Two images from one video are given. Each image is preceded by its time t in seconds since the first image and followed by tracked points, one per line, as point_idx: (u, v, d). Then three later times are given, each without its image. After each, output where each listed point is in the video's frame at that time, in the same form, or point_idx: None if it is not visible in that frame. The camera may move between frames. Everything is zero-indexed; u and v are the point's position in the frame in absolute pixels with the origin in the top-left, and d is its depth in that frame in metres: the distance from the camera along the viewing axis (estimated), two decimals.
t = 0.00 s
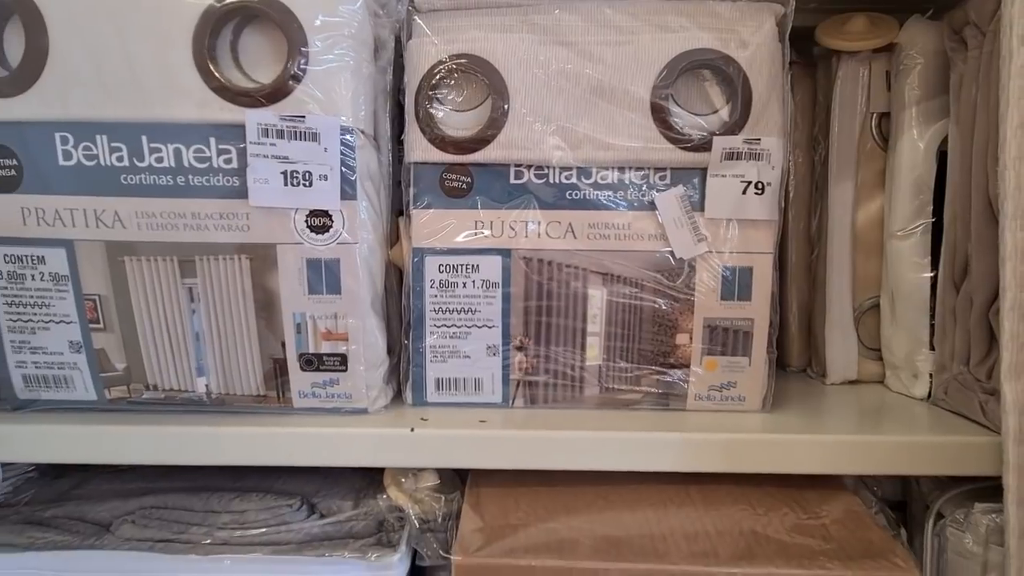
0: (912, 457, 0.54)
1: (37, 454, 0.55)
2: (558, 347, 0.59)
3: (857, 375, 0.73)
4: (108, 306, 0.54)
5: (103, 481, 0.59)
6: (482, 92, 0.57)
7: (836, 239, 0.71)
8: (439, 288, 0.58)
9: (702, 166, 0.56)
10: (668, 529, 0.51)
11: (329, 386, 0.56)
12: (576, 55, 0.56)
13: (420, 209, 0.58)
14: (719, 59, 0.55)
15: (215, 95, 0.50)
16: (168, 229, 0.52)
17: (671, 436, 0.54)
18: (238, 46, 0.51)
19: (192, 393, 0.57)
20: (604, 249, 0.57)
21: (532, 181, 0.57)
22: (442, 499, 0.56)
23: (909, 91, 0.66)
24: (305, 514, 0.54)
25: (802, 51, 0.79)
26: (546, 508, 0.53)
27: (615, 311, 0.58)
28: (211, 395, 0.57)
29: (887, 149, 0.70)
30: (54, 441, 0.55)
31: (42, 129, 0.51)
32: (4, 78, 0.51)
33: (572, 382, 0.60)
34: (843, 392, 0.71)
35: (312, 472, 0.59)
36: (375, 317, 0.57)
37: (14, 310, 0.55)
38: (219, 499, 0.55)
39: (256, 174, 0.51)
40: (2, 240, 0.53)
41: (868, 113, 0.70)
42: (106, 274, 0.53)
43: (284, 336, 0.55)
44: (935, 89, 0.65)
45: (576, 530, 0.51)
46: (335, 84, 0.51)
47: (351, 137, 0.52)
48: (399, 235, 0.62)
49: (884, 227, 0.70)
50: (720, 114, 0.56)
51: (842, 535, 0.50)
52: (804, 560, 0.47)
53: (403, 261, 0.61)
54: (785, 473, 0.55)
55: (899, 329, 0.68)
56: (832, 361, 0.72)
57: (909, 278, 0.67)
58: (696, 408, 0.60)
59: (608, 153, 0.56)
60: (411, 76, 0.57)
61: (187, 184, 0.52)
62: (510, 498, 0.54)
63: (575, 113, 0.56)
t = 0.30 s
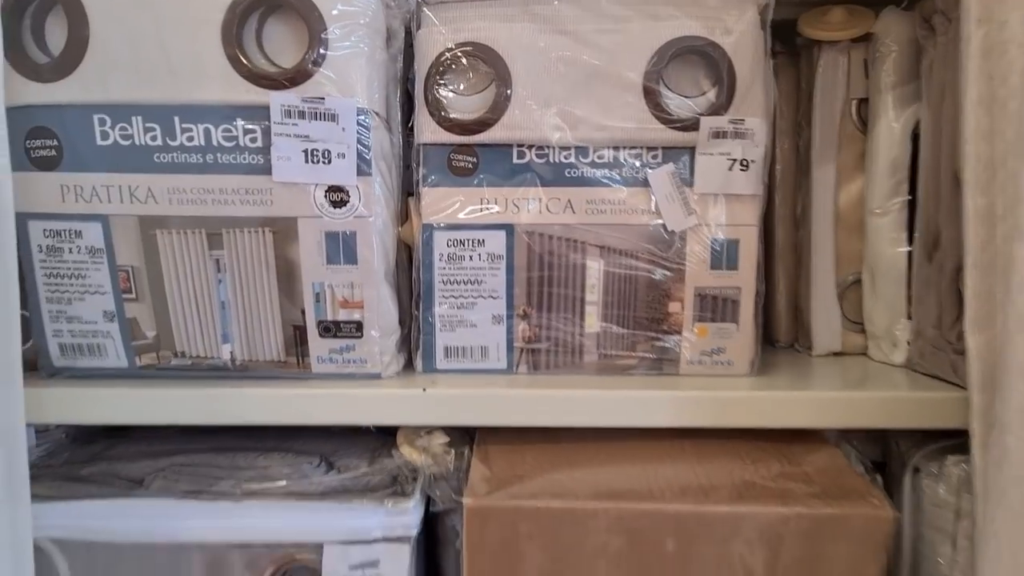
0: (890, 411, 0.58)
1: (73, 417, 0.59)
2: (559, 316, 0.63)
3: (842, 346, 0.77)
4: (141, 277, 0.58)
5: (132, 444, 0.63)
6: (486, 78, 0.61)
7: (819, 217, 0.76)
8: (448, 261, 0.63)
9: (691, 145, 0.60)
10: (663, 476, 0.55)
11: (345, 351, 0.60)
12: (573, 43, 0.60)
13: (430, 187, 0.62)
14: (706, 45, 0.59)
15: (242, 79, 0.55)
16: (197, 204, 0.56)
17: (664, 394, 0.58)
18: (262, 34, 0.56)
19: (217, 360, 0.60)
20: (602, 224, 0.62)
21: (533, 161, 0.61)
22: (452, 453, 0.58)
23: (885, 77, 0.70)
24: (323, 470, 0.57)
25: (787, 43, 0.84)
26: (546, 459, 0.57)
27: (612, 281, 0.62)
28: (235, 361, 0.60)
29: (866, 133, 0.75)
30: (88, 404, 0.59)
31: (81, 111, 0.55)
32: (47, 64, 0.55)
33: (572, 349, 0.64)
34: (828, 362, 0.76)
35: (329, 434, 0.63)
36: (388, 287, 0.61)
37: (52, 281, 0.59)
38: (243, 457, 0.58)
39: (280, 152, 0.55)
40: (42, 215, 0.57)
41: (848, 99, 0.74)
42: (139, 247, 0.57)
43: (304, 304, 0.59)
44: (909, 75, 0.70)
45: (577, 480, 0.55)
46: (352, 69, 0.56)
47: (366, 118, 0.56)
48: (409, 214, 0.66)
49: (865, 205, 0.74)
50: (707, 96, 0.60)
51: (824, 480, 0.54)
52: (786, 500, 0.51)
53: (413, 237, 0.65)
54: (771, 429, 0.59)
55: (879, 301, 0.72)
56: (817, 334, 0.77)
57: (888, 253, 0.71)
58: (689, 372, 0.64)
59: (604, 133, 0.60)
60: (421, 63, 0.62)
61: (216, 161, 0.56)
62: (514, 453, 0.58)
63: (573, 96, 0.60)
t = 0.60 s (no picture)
0: (805, 334, 0.66)
1: (112, 338, 0.69)
2: (533, 258, 0.73)
3: (786, 296, 0.88)
4: (172, 219, 0.68)
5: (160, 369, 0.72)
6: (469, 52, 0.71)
7: (766, 180, 0.86)
8: (437, 211, 0.72)
9: (645, 109, 0.70)
10: (614, 381, 0.63)
11: (348, 286, 0.69)
12: (545, 21, 0.70)
13: (420, 146, 0.72)
14: (657, 23, 0.69)
15: (262, 48, 0.64)
16: (221, 155, 0.66)
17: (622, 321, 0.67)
18: (279, 10, 0.65)
19: (237, 293, 0.70)
20: (570, 177, 0.71)
21: (510, 123, 0.71)
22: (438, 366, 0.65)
23: (820, 55, 0.80)
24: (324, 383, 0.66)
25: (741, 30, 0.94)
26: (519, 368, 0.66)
27: (579, 228, 0.72)
28: (252, 294, 0.70)
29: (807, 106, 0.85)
30: (126, 328, 0.68)
31: (122, 75, 0.65)
32: (94, 34, 0.64)
33: (545, 287, 0.73)
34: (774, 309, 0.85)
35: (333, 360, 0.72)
36: (384, 229, 0.70)
37: (94, 223, 0.68)
38: (258, 374, 0.68)
39: (293, 110, 0.65)
40: (87, 164, 0.66)
41: (790, 77, 0.84)
42: (171, 191, 0.67)
43: (312, 243, 0.68)
44: (840, 54, 0.80)
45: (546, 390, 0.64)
46: (355, 40, 0.65)
47: (366, 81, 0.66)
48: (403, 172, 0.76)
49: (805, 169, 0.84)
50: (659, 67, 0.70)
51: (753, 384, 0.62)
52: (712, 396, 0.59)
53: (406, 192, 0.75)
54: (713, 351, 0.69)
55: (817, 253, 0.82)
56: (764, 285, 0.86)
57: (823, 210, 0.81)
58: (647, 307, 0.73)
59: (571, 98, 0.70)
60: (413, 38, 0.71)
61: (238, 117, 0.65)
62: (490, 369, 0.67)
63: (545, 66, 0.70)
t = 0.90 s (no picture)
0: (764, 247, 0.75)
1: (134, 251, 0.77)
2: (515, 186, 0.80)
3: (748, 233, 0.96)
4: (189, 145, 0.75)
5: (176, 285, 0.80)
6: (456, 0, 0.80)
7: (729, 126, 0.94)
8: (427, 144, 0.80)
9: (615, 51, 0.78)
10: (584, 284, 0.71)
11: (347, 208, 0.77)
12: None
13: (412, 85, 0.80)
14: None
15: None
16: (233, 86, 0.74)
17: (592, 238, 0.75)
18: None
19: (247, 215, 0.77)
20: (546, 113, 0.79)
21: (493, 64, 0.79)
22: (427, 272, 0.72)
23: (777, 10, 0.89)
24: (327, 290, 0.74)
25: None
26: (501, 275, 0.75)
27: (556, 159, 0.80)
28: (261, 215, 0.77)
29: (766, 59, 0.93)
30: (147, 242, 0.76)
31: (145, 13, 0.73)
32: None
33: (525, 213, 0.81)
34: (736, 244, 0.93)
35: (333, 277, 0.80)
36: (380, 158, 0.78)
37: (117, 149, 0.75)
38: (267, 285, 0.75)
39: (298, 45, 0.73)
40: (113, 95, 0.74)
41: (751, 31, 0.93)
42: (188, 119, 0.75)
43: (315, 168, 0.76)
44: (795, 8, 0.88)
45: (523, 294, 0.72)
46: None
47: (364, 22, 0.74)
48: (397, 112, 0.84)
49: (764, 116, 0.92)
50: (627, 13, 0.79)
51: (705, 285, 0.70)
52: (670, 293, 0.66)
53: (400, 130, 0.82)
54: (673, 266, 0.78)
55: (774, 190, 0.90)
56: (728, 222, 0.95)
57: (781, 151, 0.90)
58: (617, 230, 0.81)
59: (548, 41, 0.78)
60: None
61: (249, 52, 0.73)
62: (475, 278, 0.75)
63: (524, 12, 0.78)
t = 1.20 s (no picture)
0: (745, 205, 0.81)
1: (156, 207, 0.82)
2: (509, 150, 0.86)
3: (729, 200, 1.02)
4: (206, 108, 0.81)
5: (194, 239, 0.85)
6: None
7: (711, 98, 1.00)
8: (428, 110, 0.85)
9: (602, 23, 0.84)
10: (571, 235, 0.77)
11: (353, 168, 0.83)
12: None
13: (414, 54, 0.86)
14: None
15: None
16: (248, 53, 0.79)
17: (580, 195, 0.81)
18: None
19: (260, 174, 0.83)
20: (539, 82, 0.85)
21: (490, 35, 0.85)
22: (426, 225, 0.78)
23: None
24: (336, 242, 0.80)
25: None
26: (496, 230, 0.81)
27: (547, 124, 0.86)
28: (273, 175, 0.83)
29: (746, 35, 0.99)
30: (167, 198, 0.82)
31: None
32: None
33: (519, 175, 0.87)
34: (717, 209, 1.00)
35: (340, 234, 0.86)
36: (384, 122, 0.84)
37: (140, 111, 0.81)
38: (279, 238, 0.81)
39: (308, 15, 0.79)
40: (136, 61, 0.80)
41: (732, 9, 0.98)
42: (205, 84, 0.80)
43: (324, 131, 0.82)
44: None
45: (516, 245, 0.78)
46: None
47: None
48: (400, 81, 0.90)
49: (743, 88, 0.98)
50: None
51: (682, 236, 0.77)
52: (649, 241, 0.73)
53: (402, 98, 0.88)
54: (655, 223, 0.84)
55: (752, 158, 0.96)
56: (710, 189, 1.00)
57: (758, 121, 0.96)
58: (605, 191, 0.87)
59: (540, 14, 0.84)
60: None
61: (263, 21, 0.79)
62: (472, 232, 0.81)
63: None
